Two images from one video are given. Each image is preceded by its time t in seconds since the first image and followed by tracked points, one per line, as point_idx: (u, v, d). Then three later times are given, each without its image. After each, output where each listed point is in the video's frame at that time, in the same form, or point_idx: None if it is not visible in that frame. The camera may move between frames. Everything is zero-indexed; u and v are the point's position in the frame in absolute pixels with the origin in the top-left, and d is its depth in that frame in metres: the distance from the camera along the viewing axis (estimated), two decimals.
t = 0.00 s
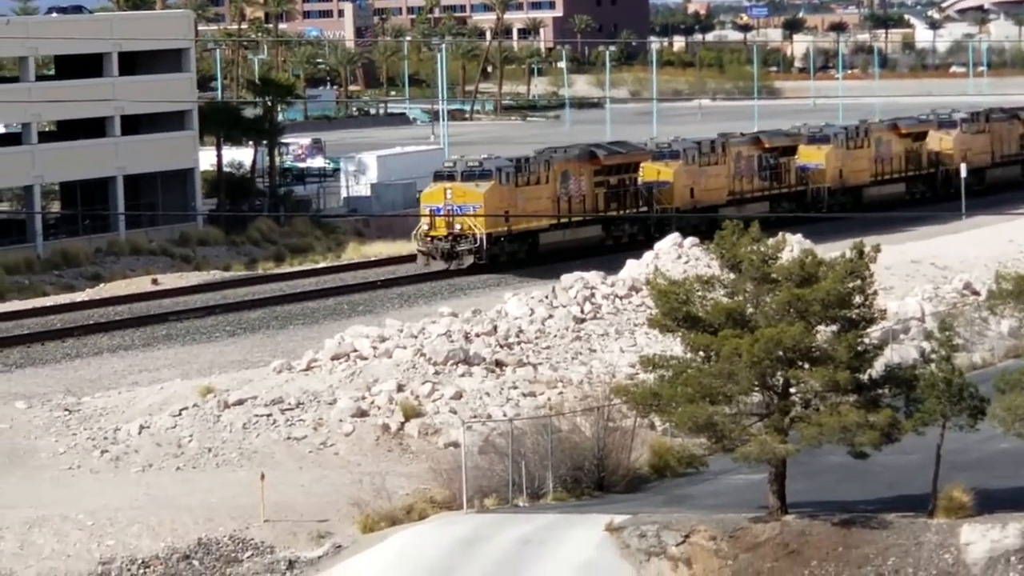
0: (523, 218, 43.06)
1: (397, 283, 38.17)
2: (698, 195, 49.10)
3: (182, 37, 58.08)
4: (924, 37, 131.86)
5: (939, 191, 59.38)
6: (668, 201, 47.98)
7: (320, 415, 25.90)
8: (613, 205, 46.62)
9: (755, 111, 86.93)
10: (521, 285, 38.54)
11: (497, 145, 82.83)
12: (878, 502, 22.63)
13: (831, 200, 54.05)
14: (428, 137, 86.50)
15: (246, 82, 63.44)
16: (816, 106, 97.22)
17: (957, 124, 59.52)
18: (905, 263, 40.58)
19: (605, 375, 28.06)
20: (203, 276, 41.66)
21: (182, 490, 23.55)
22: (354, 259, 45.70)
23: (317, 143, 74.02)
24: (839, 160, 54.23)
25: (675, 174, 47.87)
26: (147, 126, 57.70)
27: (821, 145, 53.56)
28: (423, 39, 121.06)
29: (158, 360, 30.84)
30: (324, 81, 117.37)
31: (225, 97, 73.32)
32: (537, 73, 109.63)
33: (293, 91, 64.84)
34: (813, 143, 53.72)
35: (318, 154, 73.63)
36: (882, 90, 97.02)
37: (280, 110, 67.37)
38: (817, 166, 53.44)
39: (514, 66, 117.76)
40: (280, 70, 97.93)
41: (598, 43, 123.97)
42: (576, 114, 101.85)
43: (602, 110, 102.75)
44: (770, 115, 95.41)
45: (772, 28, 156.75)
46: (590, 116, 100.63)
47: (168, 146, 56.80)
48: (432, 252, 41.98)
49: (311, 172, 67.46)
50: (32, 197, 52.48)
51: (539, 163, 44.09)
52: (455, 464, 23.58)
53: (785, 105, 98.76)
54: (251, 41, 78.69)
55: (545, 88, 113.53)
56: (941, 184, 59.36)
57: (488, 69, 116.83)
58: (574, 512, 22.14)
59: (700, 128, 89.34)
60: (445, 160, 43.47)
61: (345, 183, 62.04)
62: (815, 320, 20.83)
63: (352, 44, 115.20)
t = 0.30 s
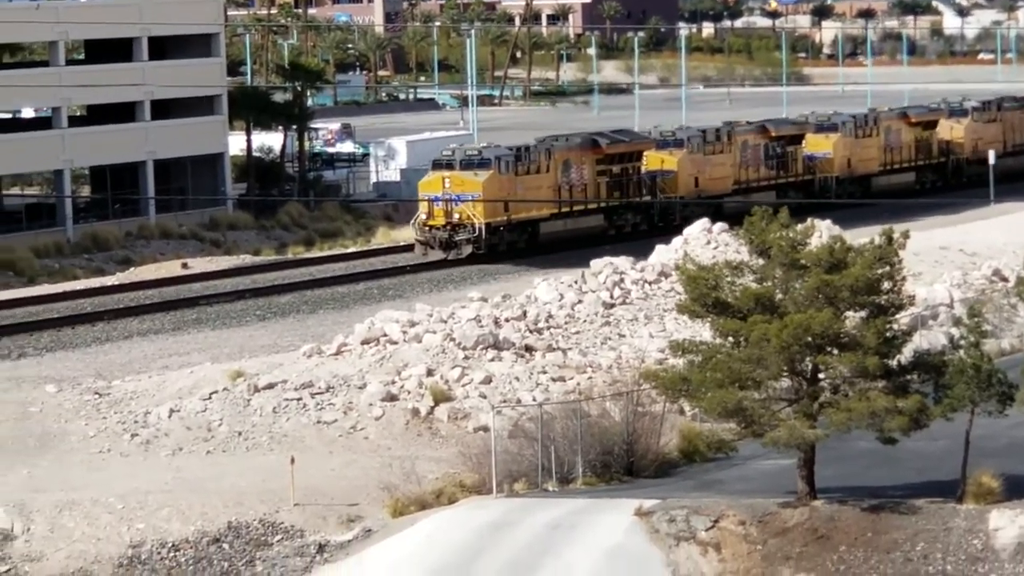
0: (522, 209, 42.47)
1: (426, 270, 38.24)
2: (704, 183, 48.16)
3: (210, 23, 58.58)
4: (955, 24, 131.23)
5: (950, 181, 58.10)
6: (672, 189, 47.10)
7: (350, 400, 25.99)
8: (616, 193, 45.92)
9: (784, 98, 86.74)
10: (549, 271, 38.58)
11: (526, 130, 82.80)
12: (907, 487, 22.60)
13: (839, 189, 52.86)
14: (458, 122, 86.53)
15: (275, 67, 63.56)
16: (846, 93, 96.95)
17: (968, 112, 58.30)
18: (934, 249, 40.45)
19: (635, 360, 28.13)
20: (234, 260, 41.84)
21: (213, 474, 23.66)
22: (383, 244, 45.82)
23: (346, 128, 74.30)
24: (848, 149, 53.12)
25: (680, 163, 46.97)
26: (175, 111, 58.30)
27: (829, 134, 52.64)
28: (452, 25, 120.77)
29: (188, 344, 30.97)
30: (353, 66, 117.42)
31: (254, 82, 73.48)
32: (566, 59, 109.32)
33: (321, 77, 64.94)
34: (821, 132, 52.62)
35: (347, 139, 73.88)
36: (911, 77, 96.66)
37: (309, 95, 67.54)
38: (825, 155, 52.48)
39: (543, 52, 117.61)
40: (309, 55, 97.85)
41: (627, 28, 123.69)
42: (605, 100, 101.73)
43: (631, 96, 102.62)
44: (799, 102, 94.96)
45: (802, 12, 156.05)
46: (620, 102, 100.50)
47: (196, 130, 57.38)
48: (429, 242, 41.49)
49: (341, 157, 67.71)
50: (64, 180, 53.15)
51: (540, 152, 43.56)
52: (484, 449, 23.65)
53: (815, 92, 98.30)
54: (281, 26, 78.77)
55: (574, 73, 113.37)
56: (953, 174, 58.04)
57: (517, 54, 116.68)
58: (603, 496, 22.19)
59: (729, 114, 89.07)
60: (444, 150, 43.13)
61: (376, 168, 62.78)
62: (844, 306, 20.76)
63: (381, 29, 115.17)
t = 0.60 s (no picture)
0: (516, 210, 41.14)
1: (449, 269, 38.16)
2: (704, 184, 46.74)
3: (236, 17, 58.69)
4: (981, 21, 130.73)
5: (958, 182, 56.27)
6: (671, 189, 45.96)
7: (372, 397, 26.04)
8: (613, 193, 44.46)
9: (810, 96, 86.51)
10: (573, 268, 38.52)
11: (552, 127, 82.70)
12: (931, 486, 22.47)
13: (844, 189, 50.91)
14: (482, 118, 86.43)
15: (300, 62, 63.50)
16: (872, 91, 96.73)
17: (977, 112, 56.36)
18: (960, 248, 40.27)
19: (658, 358, 28.10)
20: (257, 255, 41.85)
21: (234, 470, 23.66)
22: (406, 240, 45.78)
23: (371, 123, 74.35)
24: (853, 149, 51.29)
25: (679, 163, 45.74)
26: (199, 106, 58.42)
27: (834, 134, 50.60)
28: (477, 20, 120.51)
29: (211, 339, 30.99)
30: (377, 61, 117.31)
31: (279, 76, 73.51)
32: (592, 55, 108.97)
33: (346, 72, 64.82)
34: (826, 130, 50.81)
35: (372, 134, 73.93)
36: (938, 75, 96.31)
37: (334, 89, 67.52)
38: (830, 155, 50.51)
39: (568, 47, 117.37)
40: (335, 49, 97.76)
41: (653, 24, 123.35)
42: (631, 96, 101.51)
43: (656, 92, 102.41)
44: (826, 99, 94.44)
45: (827, 8, 155.49)
46: (645, 98, 100.30)
47: (219, 125, 57.49)
48: (421, 243, 40.41)
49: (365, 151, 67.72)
50: (86, 175, 53.39)
51: (534, 151, 42.20)
52: (507, 447, 23.63)
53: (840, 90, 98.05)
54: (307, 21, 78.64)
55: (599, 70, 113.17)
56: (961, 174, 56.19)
57: (542, 49, 116.46)
58: (626, 495, 22.12)
59: (755, 111, 88.69)
60: (436, 150, 42.01)
61: (400, 162, 62.28)
62: (868, 304, 20.62)
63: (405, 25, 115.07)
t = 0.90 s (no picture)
0: (507, 213, 40.53)
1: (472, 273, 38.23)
2: (700, 186, 46.39)
3: (258, 16, 58.76)
4: (1005, 22, 130.34)
5: (962, 185, 55.42)
6: (667, 192, 45.66)
7: (395, 397, 26.11)
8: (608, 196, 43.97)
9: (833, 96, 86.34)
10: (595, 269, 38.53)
11: (574, 127, 82.70)
12: (953, 487, 22.41)
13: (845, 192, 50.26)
14: (505, 118, 86.46)
15: (323, 62, 63.52)
16: (894, 91, 96.50)
17: (981, 114, 55.52)
18: (983, 249, 40.16)
19: (680, 359, 28.13)
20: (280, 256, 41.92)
21: (257, 470, 23.72)
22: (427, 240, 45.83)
23: (393, 123, 74.58)
24: (855, 151, 50.64)
25: (675, 166, 45.50)
26: (222, 106, 58.54)
27: (835, 136, 50.01)
28: (500, 20, 120.54)
29: (234, 339, 31.07)
30: (399, 62, 117.32)
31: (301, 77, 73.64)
32: (615, 55, 108.89)
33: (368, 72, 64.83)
34: (826, 132, 50.22)
35: (394, 134, 74.14)
36: (960, 75, 96.06)
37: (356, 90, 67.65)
38: (831, 158, 50.03)
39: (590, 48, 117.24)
40: (357, 49, 97.90)
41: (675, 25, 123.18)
42: (653, 96, 101.41)
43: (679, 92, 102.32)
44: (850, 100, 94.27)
45: (850, 7, 155.10)
46: (667, 99, 100.22)
47: (241, 126, 57.59)
48: (408, 247, 39.61)
49: (388, 151, 67.88)
50: (109, 175, 53.59)
51: (526, 154, 41.53)
52: (530, 447, 23.66)
53: (862, 90, 97.84)
54: (330, 20, 78.70)
55: (621, 70, 113.09)
56: (965, 177, 55.37)
57: (564, 50, 116.37)
58: (647, 495, 22.11)
59: (778, 111, 88.55)
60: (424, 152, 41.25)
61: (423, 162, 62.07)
62: (891, 304, 20.54)
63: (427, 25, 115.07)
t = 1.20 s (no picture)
0: (502, 218, 40.21)
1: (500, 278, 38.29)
2: (701, 192, 45.71)
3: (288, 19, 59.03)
4: None
5: (972, 190, 54.98)
6: (669, 197, 44.86)
7: (423, 399, 26.17)
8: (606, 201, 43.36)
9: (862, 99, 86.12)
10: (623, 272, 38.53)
11: (602, 129, 82.67)
12: (982, 490, 22.31)
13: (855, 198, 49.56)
14: (534, 120, 86.46)
15: (352, 63, 63.77)
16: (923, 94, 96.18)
17: (991, 119, 55.08)
18: (1012, 251, 39.98)
19: (709, 361, 28.13)
20: (308, 257, 42.04)
21: (286, 471, 23.78)
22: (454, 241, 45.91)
23: (422, 124, 74.78)
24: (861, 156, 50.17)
25: (676, 171, 44.81)
26: (251, 107, 58.79)
27: (841, 140, 49.62)
28: (528, 22, 120.61)
29: (263, 341, 31.18)
30: (428, 63, 117.38)
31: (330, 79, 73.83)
32: (643, 57, 108.85)
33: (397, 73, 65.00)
34: (832, 137, 49.81)
35: (423, 135, 74.33)
36: (990, 78, 95.69)
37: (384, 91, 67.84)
38: (837, 162, 49.54)
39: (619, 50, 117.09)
40: (385, 51, 98.08)
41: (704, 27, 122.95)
42: (682, 99, 101.26)
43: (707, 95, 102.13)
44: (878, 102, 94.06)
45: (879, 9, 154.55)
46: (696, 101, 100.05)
47: (270, 128, 57.84)
48: (402, 253, 39.00)
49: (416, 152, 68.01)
50: (138, 176, 53.88)
51: (523, 159, 40.94)
52: (558, 449, 23.66)
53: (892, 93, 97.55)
54: (358, 23, 78.90)
55: (650, 73, 112.93)
56: (975, 182, 54.93)
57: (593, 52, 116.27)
58: (675, 497, 22.09)
59: (807, 113, 88.44)
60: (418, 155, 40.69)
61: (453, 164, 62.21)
62: (919, 307, 20.46)
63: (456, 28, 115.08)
